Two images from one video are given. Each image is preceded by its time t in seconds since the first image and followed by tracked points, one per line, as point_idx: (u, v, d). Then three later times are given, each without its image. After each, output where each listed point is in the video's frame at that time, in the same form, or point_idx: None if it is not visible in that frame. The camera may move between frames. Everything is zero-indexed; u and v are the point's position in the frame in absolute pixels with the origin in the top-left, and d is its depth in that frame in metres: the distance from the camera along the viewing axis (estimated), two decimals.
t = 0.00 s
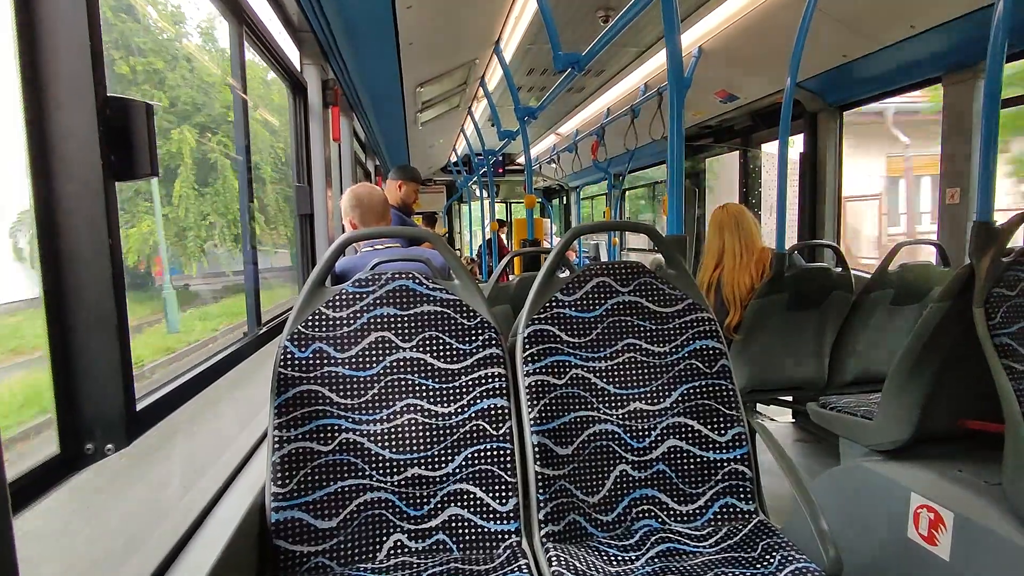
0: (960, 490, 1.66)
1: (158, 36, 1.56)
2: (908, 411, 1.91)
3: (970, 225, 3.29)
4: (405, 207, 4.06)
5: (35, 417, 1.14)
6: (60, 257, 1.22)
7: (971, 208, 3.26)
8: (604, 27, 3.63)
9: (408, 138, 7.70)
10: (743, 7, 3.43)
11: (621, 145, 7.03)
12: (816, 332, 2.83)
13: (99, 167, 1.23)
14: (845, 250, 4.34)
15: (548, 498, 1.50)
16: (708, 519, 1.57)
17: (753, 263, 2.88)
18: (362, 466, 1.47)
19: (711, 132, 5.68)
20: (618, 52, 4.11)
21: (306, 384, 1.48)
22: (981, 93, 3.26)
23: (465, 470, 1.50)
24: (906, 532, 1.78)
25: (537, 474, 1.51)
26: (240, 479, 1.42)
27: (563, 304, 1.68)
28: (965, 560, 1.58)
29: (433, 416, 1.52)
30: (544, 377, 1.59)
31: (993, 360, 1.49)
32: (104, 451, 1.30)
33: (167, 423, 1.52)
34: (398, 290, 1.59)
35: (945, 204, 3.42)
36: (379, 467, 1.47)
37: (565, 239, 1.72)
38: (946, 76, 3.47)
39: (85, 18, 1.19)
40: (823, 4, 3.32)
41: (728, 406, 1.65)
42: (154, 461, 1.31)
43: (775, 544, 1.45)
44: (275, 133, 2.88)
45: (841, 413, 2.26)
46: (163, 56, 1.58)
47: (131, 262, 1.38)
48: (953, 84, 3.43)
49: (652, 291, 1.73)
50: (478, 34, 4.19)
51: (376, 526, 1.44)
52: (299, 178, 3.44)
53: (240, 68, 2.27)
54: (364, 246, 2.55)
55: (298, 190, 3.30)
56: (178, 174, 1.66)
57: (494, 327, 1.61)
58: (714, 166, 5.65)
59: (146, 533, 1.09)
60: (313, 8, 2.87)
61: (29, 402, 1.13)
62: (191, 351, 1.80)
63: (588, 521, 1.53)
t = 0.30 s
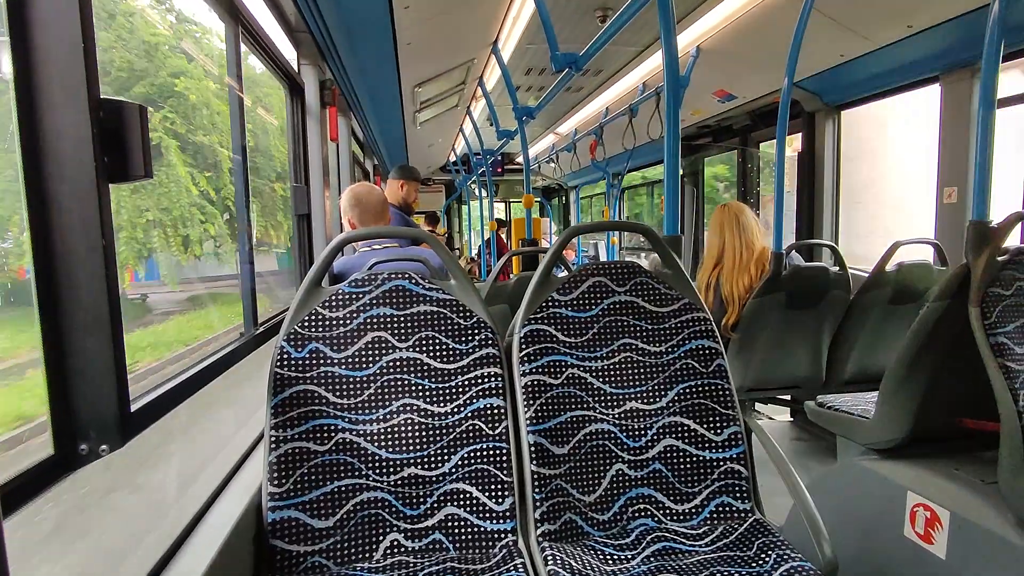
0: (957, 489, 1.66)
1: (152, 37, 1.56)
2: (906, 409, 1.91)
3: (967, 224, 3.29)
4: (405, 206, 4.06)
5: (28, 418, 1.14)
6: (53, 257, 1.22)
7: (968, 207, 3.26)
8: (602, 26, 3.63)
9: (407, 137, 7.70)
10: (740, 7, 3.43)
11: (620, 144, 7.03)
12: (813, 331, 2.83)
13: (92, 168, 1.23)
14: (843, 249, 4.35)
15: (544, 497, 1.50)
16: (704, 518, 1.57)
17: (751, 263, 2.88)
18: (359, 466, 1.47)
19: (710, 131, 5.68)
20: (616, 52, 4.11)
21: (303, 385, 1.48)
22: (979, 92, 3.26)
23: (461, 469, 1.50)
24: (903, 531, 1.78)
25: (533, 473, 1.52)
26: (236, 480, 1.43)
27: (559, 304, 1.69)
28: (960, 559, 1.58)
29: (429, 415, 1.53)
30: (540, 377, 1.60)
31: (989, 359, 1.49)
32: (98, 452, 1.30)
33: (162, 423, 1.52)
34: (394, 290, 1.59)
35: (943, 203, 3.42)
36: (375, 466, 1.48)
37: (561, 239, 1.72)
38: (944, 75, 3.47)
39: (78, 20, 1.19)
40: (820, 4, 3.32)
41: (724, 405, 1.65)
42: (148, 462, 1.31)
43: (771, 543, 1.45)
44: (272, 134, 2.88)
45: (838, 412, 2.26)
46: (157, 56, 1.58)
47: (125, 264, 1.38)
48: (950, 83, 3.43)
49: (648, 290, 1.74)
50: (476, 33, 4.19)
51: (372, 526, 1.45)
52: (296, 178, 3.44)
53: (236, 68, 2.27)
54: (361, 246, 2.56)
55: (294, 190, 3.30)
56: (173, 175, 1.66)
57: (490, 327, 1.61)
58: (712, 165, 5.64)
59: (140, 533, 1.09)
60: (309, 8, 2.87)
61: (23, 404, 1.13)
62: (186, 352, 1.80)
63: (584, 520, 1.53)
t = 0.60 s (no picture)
0: (958, 484, 1.66)
1: (146, 35, 1.55)
2: (905, 405, 1.90)
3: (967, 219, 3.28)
4: (405, 205, 4.06)
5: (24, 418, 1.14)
6: (47, 256, 1.21)
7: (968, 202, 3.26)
8: (600, 23, 3.61)
9: (405, 135, 7.69)
10: (738, 3, 3.42)
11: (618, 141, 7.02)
12: (813, 327, 2.83)
13: (85, 168, 1.22)
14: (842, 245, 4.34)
15: (544, 495, 1.51)
16: (705, 515, 1.57)
17: (751, 259, 2.88)
18: (359, 464, 1.46)
19: (709, 128, 5.67)
20: (614, 49, 4.10)
21: (302, 384, 1.48)
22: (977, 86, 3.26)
23: (461, 468, 1.50)
24: (904, 527, 1.78)
25: (533, 471, 1.51)
26: (235, 479, 1.42)
27: (559, 300, 1.68)
28: (961, 554, 1.58)
29: (428, 414, 1.52)
30: (540, 374, 1.60)
31: (989, 354, 1.49)
32: (95, 452, 1.30)
33: (159, 423, 1.51)
34: (393, 288, 1.59)
35: (942, 198, 3.42)
36: (375, 465, 1.47)
37: (560, 236, 1.72)
38: (943, 70, 3.46)
39: (70, 17, 1.19)
40: None
41: (724, 401, 1.65)
42: (146, 462, 1.31)
43: (772, 539, 1.45)
44: (269, 133, 2.87)
45: (838, 408, 2.26)
46: (152, 55, 1.57)
47: (121, 263, 1.37)
48: (949, 78, 3.42)
49: (647, 287, 1.73)
50: (473, 31, 4.17)
51: (372, 525, 1.44)
52: (294, 177, 3.44)
53: (232, 67, 2.26)
54: (360, 244, 2.55)
55: (292, 188, 3.29)
56: (168, 175, 1.65)
57: (489, 325, 1.60)
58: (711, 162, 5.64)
59: (138, 534, 1.09)
60: (306, 6, 2.86)
61: (19, 404, 1.13)
62: (183, 351, 1.80)
63: (585, 518, 1.53)
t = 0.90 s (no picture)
0: (962, 484, 1.66)
1: (151, 39, 1.56)
2: (908, 405, 1.91)
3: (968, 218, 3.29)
4: (404, 207, 4.06)
5: (31, 422, 1.14)
6: (53, 260, 1.22)
7: (968, 201, 3.27)
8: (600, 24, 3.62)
9: (406, 137, 7.70)
10: (738, 4, 3.43)
11: (619, 142, 7.02)
12: (816, 327, 2.84)
13: (92, 172, 1.22)
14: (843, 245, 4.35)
15: (548, 496, 1.51)
16: (709, 515, 1.57)
17: (753, 260, 2.88)
18: (363, 466, 1.47)
19: (709, 128, 5.68)
20: (614, 50, 4.11)
21: (306, 386, 1.48)
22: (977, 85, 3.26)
23: (465, 469, 1.50)
24: (908, 526, 1.78)
25: (536, 472, 1.52)
26: (241, 482, 1.42)
27: (561, 302, 1.68)
28: (965, 553, 1.58)
29: (432, 415, 1.53)
30: (543, 376, 1.60)
31: (991, 353, 1.49)
32: (103, 456, 1.30)
33: (165, 426, 1.52)
34: (396, 290, 1.59)
35: (943, 197, 3.42)
36: (379, 467, 1.47)
37: (562, 237, 1.72)
38: (942, 69, 3.47)
39: (75, 20, 1.19)
40: None
41: (727, 402, 1.65)
42: (152, 465, 1.31)
43: (776, 539, 1.45)
44: (271, 135, 2.88)
45: (841, 408, 2.26)
46: (155, 59, 1.58)
47: (127, 266, 1.38)
48: (949, 78, 3.43)
49: (650, 288, 1.73)
50: (473, 33, 4.18)
51: (377, 527, 1.45)
52: (297, 179, 3.44)
53: (234, 70, 2.27)
54: (363, 246, 2.56)
55: (294, 191, 3.30)
56: (172, 178, 1.66)
57: (492, 326, 1.61)
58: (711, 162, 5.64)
59: (145, 537, 1.09)
60: (307, 9, 2.87)
61: (25, 408, 1.13)
62: (188, 354, 1.80)
63: (589, 519, 1.53)
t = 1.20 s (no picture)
0: (964, 486, 1.66)
1: (156, 40, 1.56)
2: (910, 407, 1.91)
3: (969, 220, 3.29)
4: (405, 208, 4.06)
5: (36, 422, 1.14)
6: (57, 260, 1.22)
7: (970, 203, 3.27)
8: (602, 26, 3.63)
9: (407, 138, 7.70)
10: (740, 6, 3.43)
11: (620, 144, 7.03)
12: (817, 329, 2.84)
13: (97, 172, 1.22)
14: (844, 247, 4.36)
15: (550, 498, 1.50)
16: (710, 517, 1.57)
17: (754, 262, 2.88)
18: (365, 467, 1.47)
19: (710, 130, 5.68)
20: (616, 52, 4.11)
21: (308, 387, 1.48)
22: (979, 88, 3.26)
23: (467, 470, 1.50)
24: (909, 529, 1.78)
25: (539, 474, 1.52)
26: (243, 483, 1.42)
27: (564, 303, 1.68)
28: (967, 556, 1.58)
29: (435, 416, 1.53)
30: (545, 377, 1.60)
31: (993, 355, 1.49)
32: (107, 456, 1.30)
33: (168, 426, 1.52)
34: (399, 291, 1.59)
35: (944, 200, 3.43)
36: (381, 468, 1.47)
37: (565, 239, 1.72)
38: (944, 72, 3.47)
39: (82, 21, 1.19)
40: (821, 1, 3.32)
41: (729, 404, 1.65)
42: (157, 465, 1.31)
43: (778, 542, 1.45)
44: (273, 136, 2.88)
45: (842, 410, 2.26)
46: (160, 60, 1.58)
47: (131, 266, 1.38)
48: (951, 81, 3.43)
49: (652, 289, 1.73)
50: (476, 35, 4.19)
51: (379, 528, 1.44)
52: (299, 179, 3.45)
53: (238, 70, 2.27)
54: (365, 247, 2.56)
55: (296, 191, 3.30)
56: (176, 178, 1.66)
57: (494, 327, 1.61)
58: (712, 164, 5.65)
59: (148, 537, 1.09)
60: (311, 11, 2.87)
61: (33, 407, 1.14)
62: (190, 355, 1.80)
63: (591, 521, 1.53)
